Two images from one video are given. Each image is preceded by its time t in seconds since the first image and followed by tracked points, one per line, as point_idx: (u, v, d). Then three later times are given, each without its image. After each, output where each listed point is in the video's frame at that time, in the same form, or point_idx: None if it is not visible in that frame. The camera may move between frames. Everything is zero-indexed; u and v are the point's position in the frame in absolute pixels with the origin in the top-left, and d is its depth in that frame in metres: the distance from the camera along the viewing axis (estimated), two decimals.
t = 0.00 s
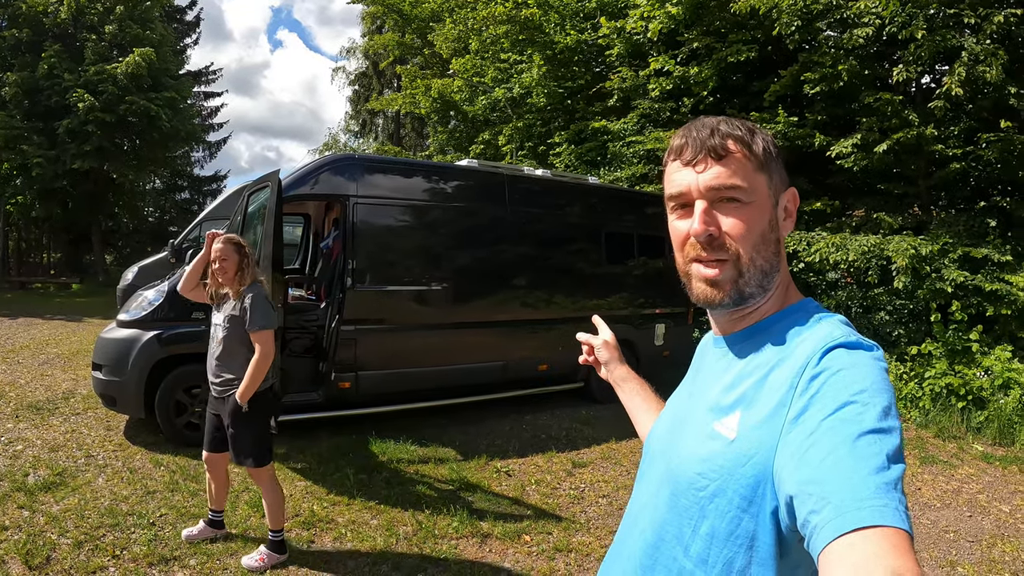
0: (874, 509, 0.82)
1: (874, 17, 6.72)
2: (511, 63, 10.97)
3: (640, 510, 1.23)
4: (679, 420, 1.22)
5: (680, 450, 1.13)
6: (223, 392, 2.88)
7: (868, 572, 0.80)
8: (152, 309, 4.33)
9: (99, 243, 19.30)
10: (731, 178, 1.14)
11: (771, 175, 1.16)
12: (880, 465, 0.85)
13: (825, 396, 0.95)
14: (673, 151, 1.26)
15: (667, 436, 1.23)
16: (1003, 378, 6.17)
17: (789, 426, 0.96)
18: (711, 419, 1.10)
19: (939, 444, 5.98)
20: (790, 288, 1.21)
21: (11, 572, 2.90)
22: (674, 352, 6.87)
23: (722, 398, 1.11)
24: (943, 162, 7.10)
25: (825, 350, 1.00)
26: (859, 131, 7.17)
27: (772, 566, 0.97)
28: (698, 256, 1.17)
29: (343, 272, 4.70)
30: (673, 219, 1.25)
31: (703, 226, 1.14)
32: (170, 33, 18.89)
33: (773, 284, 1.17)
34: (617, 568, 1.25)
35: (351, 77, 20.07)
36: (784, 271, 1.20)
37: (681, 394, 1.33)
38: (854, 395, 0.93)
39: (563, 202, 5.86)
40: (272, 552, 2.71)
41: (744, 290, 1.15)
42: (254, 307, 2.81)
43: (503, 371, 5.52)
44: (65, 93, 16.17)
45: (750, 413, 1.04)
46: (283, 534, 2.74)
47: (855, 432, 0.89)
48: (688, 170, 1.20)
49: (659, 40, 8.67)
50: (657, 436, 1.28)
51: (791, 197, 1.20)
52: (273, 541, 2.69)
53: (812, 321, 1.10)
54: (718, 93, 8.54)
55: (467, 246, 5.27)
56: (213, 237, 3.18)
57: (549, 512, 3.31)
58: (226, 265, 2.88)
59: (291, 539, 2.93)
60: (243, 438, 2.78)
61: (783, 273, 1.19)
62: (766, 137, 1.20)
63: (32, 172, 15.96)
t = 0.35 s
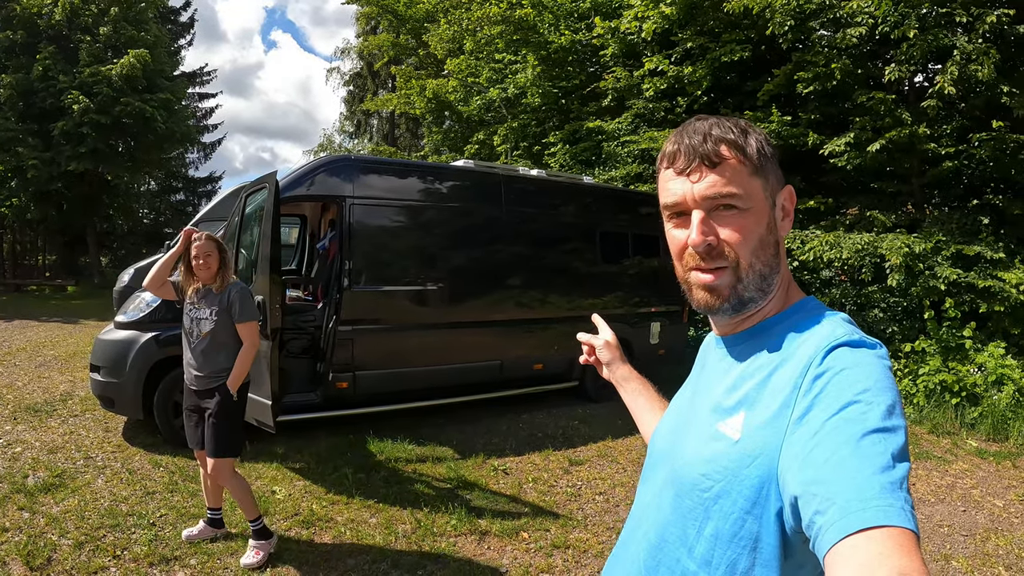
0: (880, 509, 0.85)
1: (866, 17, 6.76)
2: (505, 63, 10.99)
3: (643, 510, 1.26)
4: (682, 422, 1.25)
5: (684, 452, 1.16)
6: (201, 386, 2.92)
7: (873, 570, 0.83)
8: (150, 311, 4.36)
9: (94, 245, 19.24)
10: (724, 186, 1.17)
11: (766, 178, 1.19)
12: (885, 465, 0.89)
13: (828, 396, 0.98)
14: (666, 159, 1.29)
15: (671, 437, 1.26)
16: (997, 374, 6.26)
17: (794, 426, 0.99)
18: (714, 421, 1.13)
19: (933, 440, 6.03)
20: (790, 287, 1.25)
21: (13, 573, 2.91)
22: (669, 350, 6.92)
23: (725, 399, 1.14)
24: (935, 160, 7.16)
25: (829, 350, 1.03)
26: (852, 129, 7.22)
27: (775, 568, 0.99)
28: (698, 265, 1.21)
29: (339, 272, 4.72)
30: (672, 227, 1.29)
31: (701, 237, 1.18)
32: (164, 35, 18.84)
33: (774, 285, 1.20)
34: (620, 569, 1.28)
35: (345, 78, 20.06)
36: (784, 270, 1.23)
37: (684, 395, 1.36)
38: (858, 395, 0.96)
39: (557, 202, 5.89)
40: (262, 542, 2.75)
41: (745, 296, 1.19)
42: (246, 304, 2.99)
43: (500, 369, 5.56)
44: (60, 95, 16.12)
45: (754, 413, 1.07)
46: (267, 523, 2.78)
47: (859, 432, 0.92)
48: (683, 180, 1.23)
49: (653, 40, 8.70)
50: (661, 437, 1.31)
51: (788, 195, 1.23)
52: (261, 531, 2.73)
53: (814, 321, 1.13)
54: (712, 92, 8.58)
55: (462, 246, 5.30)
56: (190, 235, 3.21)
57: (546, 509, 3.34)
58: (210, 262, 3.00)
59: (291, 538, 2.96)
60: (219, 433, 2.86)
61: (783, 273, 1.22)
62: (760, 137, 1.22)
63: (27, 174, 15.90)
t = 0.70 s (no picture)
0: (882, 508, 0.86)
1: (862, 17, 6.80)
2: (502, 64, 11.02)
3: (648, 504, 1.31)
4: (689, 417, 1.29)
5: (690, 447, 1.20)
6: (193, 386, 2.92)
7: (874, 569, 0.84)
8: (150, 312, 4.38)
9: (91, 246, 19.20)
10: (724, 189, 1.20)
11: (768, 177, 1.20)
12: (889, 464, 0.89)
13: (833, 395, 0.99)
14: (666, 164, 1.31)
15: (679, 432, 1.30)
16: (992, 372, 6.33)
17: (798, 425, 1.01)
18: (721, 418, 1.16)
19: (930, 438, 6.07)
20: (799, 284, 1.26)
21: (15, 572, 2.93)
22: (667, 350, 6.95)
23: (732, 396, 1.17)
24: (930, 160, 7.21)
25: (835, 349, 1.04)
26: (848, 129, 7.26)
27: (772, 566, 1.02)
28: (702, 269, 1.24)
29: (338, 272, 4.74)
30: (675, 230, 1.31)
31: (704, 242, 1.21)
32: (161, 35, 18.81)
33: (780, 284, 1.22)
34: (626, 558, 1.34)
35: (342, 78, 20.07)
36: (791, 268, 1.25)
37: (694, 390, 1.39)
38: (863, 395, 0.97)
39: (555, 202, 5.92)
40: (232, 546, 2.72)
41: (751, 296, 1.21)
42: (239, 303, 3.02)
43: (499, 368, 5.58)
44: (57, 96, 16.10)
45: (760, 411, 1.09)
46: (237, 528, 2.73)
47: (865, 430, 0.93)
48: (683, 185, 1.25)
49: (649, 41, 8.75)
50: (669, 432, 1.35)
51: (792, 191, 1.24)
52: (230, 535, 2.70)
53: (822, 319, 1.14)
54: (708, 92, 8.62)
55: (460, 246, 5.32)
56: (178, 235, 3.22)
57: (545, 507, 3.36)
58: (202, 262, 3.04)
59: (292, 536, 2.98)
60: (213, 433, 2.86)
61: (790, 270, 1.24)
62: (760, 135, 1.23)
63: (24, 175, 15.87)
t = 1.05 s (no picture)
0: (884, 514, 0.86)
1: (862, 17, 6.80)
2: (501, 64, 11.01)
3: (653, 501, 1.32)
4: (697, 417, 1.29)
5: (696, 447, 1.20)
6: (180, 392, 2.87)
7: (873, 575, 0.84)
8: (149, 312, 4.35)
9: (90, 246, 19.15)
10: (742, 189, 1.19)
11: (787, 180, 1.20)
12: (893, 470, 0.89)
13: (840, 400, 0.99)
14: (686, 158, 1.31)
15: (686, 431, 1.31)
16: (992, 371, 6.33)
17: (804, 428, 1.00)
18: (728, 419, 1.17)
19: (930, 438, 6.07)
20: (810, 288, 1.26)
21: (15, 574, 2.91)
22: (667, 350, 6.95)
23: (739, 397, 1.17)
24: (930, 159, 7.21)
25: (843, 353, 1.04)
26: (848, 129, 7.27)
27: (773, 568, 1.03)
28: (714, 267, 1.24)
29: (338, 272, 4.74)
30: (690, 225, 1.31)
31: (717, 241, 1.21)
32: (160, 35, 18.77)
33: (791, 287, 1.22)
34: (629, 556, 1.35)
35: (341, 78, 20.04)
36: (804, 272, 1.25)
37: (702, 391, 1.40)
38: (869, 400, 0.97)
39: (554, 202, 5.91)
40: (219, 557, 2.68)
41: (760, 298, 1.21)
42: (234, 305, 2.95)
43: (499, 369, 5.58)
44: (55, 96, 16.05)
45: (766, 413, 1.09)
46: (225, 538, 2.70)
47: (869, 436, 0.93)
48: (702, 181, 1.25)
49: (649, 41, 8.74)
50: (676, 431, 1.36)
51: (810, 196, 1.23)
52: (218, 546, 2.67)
53: (831, 324, 1.14)
54: (708, 92, 8.62)
55: (459, 246, 5.31)
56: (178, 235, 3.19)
57: (547, 507, 3.36)
58: (200, 263, 3.00)
59: (293, 538, 2.97)
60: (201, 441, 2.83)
61: (802, 274, 1.24)
62: (783, 137, 1.22)
63: (22, 175, 15.80)
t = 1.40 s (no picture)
0: (886, 514, 0.85)
1: (863, 15, 6.76)
2: (499, 65, 10.95)
3: (652, 508, 1.26)
4: (696, 422, 1.24)
5: (696, 451, 1.16)
6: (163, 406, 2.78)
7: None
8: (143, 316, 4.27)
9: (86, 249, 19.06)
10: (743, 190, 1.16)
11: (787, 183, 1.17)
12: (895, 470, 0.87)
13: (841, 401, 0.97)
14: (686, 161, 1.28)
15: (685, 436, 1.26)
16: (995, 372, 6.26)
17: (807, 432, 0.98)
18: (728, 421, 1.12)
19: (934, 440, 6.02)
20: (808, 293, 1.24)
21: None
22: (667, 352, 6.90)
23: (741, 398, 1.13)
24: (931, 159, 7.18)
25: (843, 354, 1.02)
26: (849, 129, 7.22)
27: (786, 570, 0.98)
28: (714, 269, 1.20)
29: (335, 275, 4.67)
30: (689, 229, 1.28)
31: (719, 242, 1.17)
32: (156, 38, 18.71)
33: (791, 290, 1.19)
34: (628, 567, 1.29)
35: (338, 80, 19.99)
36: (801, 276, 1.22)
37: (699, 395, 1.35)
38: (871, 401, 0.95)
39: (553, 203, 5.86)
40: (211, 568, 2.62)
41: (760, 301, 1.18)
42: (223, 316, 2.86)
43: (499, 372, 5.51)
44: (51, 98, 15.97)
45: (768, 415, 1.06)
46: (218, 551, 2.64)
47: (870, 437, 0.91)
48: (702, 182, 1.21)
49: (648, 41, 8.69)
50: (673, 437, 1.31)
51: (808, 200, 1.21)
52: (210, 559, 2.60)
53: (829, 324, 1.12)
54: (707, 93, 8.58)
55: (457, 248, 5.25)
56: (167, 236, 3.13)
57: (548, 514, 3.29)
58: (189, 267, 2.90)
59: (289, 547, 2.90)
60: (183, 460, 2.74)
61: (801, 277, 1.21)
62: (782, 141, 1.20)
63: (18, 178, 15.68)
